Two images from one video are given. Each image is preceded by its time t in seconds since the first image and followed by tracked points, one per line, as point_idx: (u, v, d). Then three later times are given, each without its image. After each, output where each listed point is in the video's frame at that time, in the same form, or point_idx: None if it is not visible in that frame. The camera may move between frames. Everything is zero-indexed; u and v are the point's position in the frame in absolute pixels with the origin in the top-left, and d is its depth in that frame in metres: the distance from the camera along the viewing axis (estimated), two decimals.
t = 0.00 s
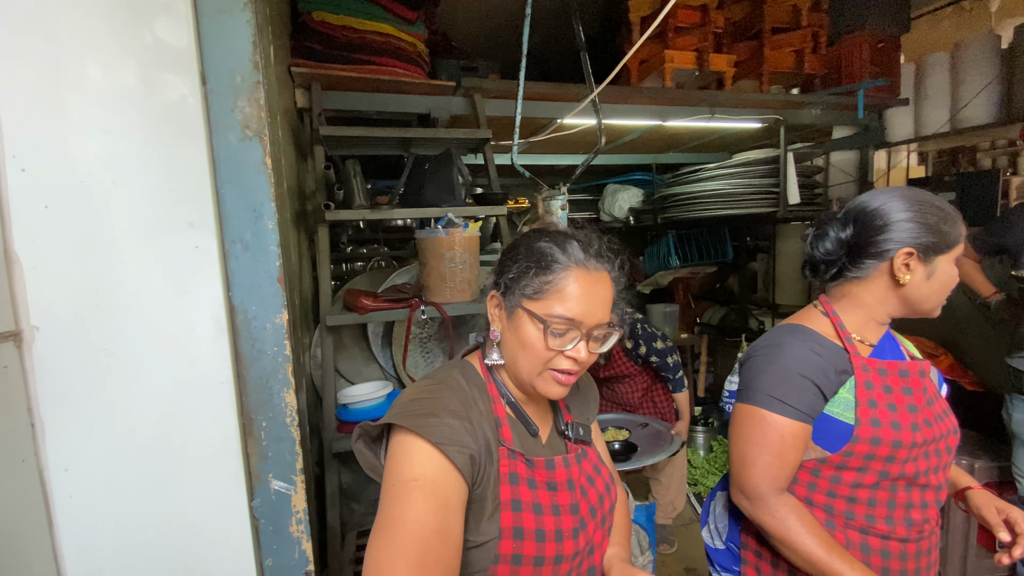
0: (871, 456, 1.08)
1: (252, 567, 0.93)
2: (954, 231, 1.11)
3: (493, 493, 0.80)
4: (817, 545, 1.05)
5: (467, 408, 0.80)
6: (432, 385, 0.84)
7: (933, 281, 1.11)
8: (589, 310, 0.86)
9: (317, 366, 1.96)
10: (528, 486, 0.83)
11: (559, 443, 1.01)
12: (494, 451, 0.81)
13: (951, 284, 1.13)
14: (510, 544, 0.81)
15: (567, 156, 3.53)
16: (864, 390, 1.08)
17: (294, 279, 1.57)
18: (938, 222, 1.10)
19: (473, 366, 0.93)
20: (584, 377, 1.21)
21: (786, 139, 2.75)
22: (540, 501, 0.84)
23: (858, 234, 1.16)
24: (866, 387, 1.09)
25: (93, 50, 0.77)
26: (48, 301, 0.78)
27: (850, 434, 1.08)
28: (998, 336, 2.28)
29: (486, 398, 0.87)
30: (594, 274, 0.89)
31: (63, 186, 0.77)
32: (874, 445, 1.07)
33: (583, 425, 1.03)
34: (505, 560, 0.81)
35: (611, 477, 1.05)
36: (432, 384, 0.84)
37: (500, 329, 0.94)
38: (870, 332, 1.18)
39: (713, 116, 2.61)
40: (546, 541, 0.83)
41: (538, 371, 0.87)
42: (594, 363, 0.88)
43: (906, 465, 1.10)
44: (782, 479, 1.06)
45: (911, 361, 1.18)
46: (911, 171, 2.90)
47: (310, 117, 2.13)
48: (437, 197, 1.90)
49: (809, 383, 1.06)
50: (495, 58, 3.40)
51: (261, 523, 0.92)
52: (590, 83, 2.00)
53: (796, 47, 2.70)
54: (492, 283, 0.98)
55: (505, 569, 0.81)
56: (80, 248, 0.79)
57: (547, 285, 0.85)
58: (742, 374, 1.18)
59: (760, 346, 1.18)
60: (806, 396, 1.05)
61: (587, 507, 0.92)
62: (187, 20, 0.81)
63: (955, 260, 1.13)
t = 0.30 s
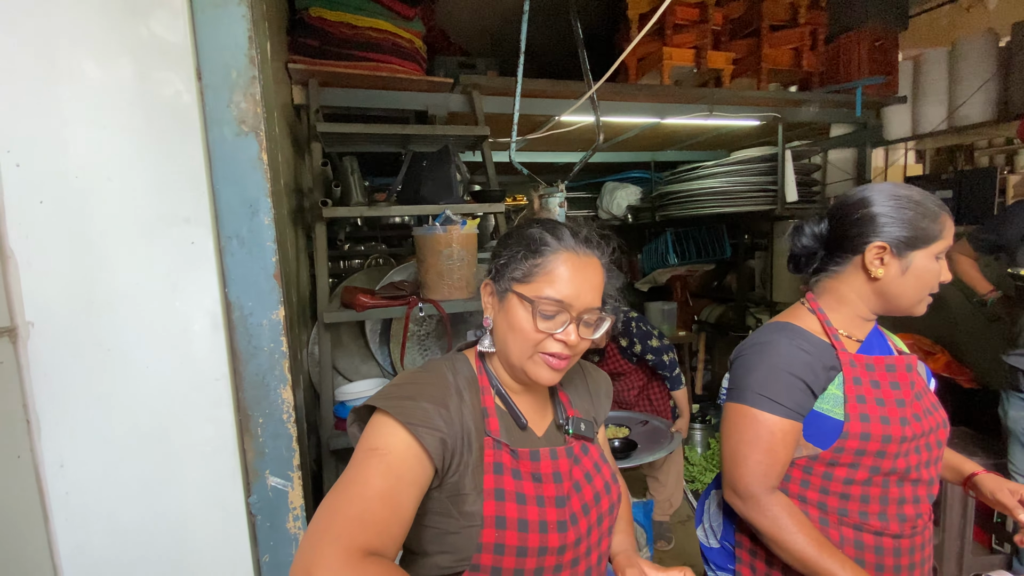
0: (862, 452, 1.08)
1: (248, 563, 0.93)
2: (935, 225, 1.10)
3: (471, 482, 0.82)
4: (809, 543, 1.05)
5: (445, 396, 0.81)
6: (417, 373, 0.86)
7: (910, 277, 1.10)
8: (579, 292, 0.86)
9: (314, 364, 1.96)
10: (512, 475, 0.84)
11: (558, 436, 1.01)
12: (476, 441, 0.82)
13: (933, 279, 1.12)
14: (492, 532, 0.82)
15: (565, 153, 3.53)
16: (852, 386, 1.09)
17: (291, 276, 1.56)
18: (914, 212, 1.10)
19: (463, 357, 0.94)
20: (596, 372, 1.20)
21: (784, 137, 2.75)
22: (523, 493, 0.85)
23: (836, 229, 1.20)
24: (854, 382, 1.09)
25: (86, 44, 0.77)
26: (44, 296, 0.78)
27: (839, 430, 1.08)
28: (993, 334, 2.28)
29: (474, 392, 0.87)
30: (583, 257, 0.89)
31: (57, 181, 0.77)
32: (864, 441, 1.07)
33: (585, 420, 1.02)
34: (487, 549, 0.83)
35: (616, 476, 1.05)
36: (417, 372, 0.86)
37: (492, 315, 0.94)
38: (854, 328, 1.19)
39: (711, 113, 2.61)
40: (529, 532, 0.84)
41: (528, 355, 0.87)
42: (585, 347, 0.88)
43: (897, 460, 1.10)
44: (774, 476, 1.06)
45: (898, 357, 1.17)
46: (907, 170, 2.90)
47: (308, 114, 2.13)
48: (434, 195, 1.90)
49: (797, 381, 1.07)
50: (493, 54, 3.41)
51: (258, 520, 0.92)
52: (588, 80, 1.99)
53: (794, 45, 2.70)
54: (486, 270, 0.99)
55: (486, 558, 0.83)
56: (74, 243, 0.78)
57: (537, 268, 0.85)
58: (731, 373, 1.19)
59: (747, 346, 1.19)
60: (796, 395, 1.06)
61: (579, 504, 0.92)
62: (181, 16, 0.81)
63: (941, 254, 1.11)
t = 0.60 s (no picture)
0: (852, 447, 1.08)
1: (249, 561, 0.92)
2: (925, 220, 1.08)
3: (481, 464, 0.89)
4: (806, 537, 1.05)
5: (460, 382, 0.90)
6: (438, 362, 0.94)
7: (897, 272, 1.09)
8: (557, 257, 0.96)
9: (315, 361, 1.95)
10: (518, 462, 0.90)
11: (576, 435, 1.01)
12: (487, 428, 0.90)
13: (927, 275, 1.10)
14: (494, 513, 0.89)
15: (565, 150, 3.52)
16: (844, 380, 1.08)
17: (291, 274, 1.55)
18: (904, 206, 1.09)
19: (485, 348, 1.03)
20: (629, 375, 1.20)
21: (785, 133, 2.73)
22: (527, 480, 0.90)
23: (826, 222, 1.23)
24: (846, 377, 1.08)
25: (83, 38, 0.76)
26: (41, 292, 0.77)
27: (830, 425, 1.08)
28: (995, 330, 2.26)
29: (494, 381, 0.94)
30: (560, 231, 1.01)
31: (54, 176, 0.76)
32: (854, 436, 1.07)
33: (605, 421, 1.02)
34: (489, 528, 0.89)
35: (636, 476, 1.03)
36: (437, 361, 0.95)
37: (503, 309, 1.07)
38: (847, 324, 1.18)
39: (712, 110, 2.60)
40: (530, 517, 0.89)
41: (525, 331, 0.95)
42: (577, 315, 0.94)
43: (890, 455, 1.09)
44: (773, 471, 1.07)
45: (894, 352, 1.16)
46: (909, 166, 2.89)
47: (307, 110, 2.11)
48: (434, 191, 1.88)
49: (789, 375, 1.07)
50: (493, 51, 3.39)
51: (259, 518, 0.92)
52: (589, 75, 1.97)
53: (796, 40, 2.67)
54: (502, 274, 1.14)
55: (489, 537, 0.89)
56: (72, 239, 0.78)
57: (522, 249, 0.99)
58: (726, 371, 1.19)
59: (738, 343, 1.20)
60: (788, 390, 1.07)
61: (586, 499, 0.94)
62: (179, 9, 0.80)
63: (934, 250, 1.09)
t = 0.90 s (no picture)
0: (841, 443, 1.08)
1: (244, 563, 0.92)
2: (922, 218, 1.08)
3: (481, 458, 0.89)
4: (788, 520, 1.06)
5: (456, 379, 0.92)
6: (434, 362, 0.96)
7: (895, 270, 1.09)
8: (532, 251, 0.99)
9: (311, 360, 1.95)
10: (516, 453, 0.91)
11: (569, 426, 1.01)
12: (485, 422, 0.91)
13: (925, 272, 1.10)
14: (494, 505, 0.89)
15: (562, 149, 3.52)
16: (832, 377, 1.09)
17: (286, 274, 1.55)
18: (899, 205, 1.09)
19: (478, 350, 1.03)
20: (618, 366, 1.19)
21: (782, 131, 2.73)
22: (525, 470, 0.91)
23: (822, 221, 1.22)
24: (835, 374, 1.09)
25: (74, 35, 0.75)
26: (32, 294, 0.76)
27: (817, 421, 1.08)
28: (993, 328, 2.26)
29: (488, 378, 0.95)
30: (526, 229, 1.03)
31: (44, 175, 0.75)
32: (841, 432, 1.07)
33: (597, 412, 1.01)
34: (489, 520, 0.89)
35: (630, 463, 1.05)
36: (435, 361, 0.97)
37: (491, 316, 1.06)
38: (842, 322, 1.18)
39: (710, 108, 2.60)
40: (527, 508, 0.89)
41: (519, 329, 0.95)
42: (563, 301, 0.95)
43: (880, 454, 1.09)
44: (753, 461, 1.08)
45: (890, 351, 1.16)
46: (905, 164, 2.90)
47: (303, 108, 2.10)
48: (431, 189, 1.87)
49: (774, 371, 1.08)
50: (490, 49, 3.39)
51: (254, 519, 0.91)
52: (586, 73, 1.96)
53: (793, 39, 2.67)
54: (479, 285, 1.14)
55: (490, 530, 0.89)
56: (62, 239, 0.77)
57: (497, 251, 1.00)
58: (717, 364, 1.20)
59: (733, 338, 1.21)
60: (773, 382, 1.07)
61: (582, 487, 0.94)
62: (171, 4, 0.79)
63: (930, 247, 1.09)
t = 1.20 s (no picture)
0: (828, 441, 1.09)
1: (239, 567, 0.91)
2: (917, 220, 1.08)
3: (452, 467, 0.90)
4: (795, 502, 1.06)
5: (427, 387, 0.92)
6: (401, 372, 0.95)
7: (889, 271, 1.09)
8: (512, 250, 0.99)
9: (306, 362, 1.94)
10: (486, 465, 0.90)
11: (542, 433, 1.02)
12: (454, 432, 0.90)
13: (920, 274, 1.10)
14: (463, 519, 0.89)
15: (557, 150, 3.53)
16: (822, 374, 1.09)
17: (281, 276, 1.54)
18: (894, 207, 1.10)
19: (449, 352, 1.03)
20: (594, 368, 1.21)
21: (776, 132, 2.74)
22: (495, 482, 0.90)
23: (820, 223, 1.23)
24: (825, 372, 1.10)
25: (67, 35, 0.74)
26: (24, 298, 0.76)
27: (806, 417, 1.10)
28: (980, 328, 2.28)
29: (458, 386, 0.95)
30: (518, 226, 1.04)
31: (36, 178, 0.75)
32: (829, 429, 1.08)
33: (570, 416, 1.02)
34: (457, 533, 0.89)
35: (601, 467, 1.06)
36: (404, 370, 0.96)
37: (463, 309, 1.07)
38: (836, 322, 1.18)
39: (704, 109, 2.61)
40: (497, 521, 0.89)
41: (480, 321, 0.95)
42: (530, 304, 0.96)
43: (868, 453, 1.10)
44: (752, 453, 1.09)
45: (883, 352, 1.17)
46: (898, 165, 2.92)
47: (298, 109, 2.09)
48: (426, 190, 1.87)
49: (772, 367, 1.10)
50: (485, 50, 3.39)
51: (248, 523, 0.91)
52: (581, 75, 1.95)
53: (788, 41, 2.68)
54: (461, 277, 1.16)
55: (457, 542, 0.89)
56: (54, 243, 0.76)
57: (479, 247, 1.01)
58: (715, 361, 1.21)
59: (731, 333, 1.22)
60: (768, 375, 1.09)
61: (553, 498, 0.94)
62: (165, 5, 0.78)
63: (926, 249, 1.09)
